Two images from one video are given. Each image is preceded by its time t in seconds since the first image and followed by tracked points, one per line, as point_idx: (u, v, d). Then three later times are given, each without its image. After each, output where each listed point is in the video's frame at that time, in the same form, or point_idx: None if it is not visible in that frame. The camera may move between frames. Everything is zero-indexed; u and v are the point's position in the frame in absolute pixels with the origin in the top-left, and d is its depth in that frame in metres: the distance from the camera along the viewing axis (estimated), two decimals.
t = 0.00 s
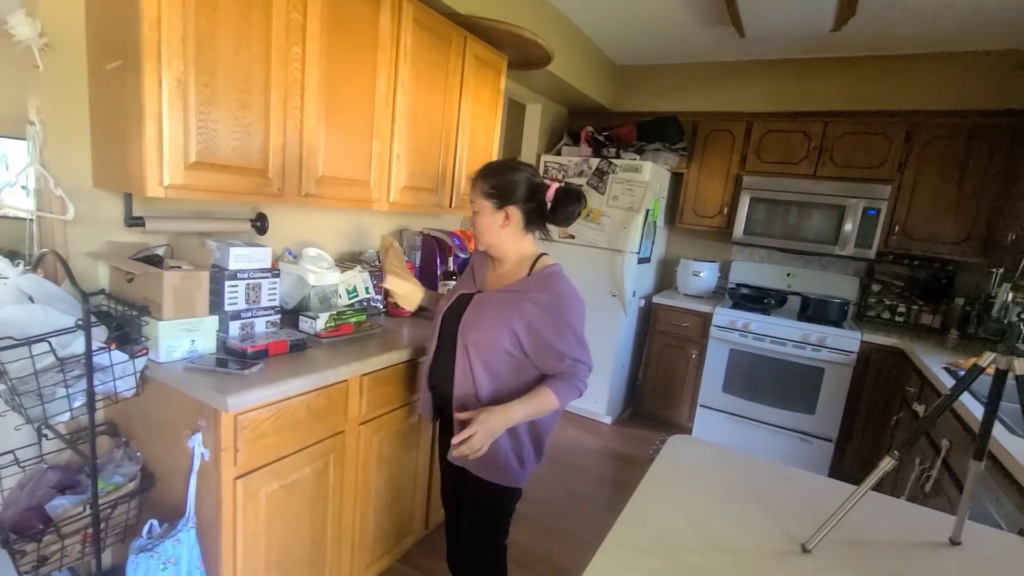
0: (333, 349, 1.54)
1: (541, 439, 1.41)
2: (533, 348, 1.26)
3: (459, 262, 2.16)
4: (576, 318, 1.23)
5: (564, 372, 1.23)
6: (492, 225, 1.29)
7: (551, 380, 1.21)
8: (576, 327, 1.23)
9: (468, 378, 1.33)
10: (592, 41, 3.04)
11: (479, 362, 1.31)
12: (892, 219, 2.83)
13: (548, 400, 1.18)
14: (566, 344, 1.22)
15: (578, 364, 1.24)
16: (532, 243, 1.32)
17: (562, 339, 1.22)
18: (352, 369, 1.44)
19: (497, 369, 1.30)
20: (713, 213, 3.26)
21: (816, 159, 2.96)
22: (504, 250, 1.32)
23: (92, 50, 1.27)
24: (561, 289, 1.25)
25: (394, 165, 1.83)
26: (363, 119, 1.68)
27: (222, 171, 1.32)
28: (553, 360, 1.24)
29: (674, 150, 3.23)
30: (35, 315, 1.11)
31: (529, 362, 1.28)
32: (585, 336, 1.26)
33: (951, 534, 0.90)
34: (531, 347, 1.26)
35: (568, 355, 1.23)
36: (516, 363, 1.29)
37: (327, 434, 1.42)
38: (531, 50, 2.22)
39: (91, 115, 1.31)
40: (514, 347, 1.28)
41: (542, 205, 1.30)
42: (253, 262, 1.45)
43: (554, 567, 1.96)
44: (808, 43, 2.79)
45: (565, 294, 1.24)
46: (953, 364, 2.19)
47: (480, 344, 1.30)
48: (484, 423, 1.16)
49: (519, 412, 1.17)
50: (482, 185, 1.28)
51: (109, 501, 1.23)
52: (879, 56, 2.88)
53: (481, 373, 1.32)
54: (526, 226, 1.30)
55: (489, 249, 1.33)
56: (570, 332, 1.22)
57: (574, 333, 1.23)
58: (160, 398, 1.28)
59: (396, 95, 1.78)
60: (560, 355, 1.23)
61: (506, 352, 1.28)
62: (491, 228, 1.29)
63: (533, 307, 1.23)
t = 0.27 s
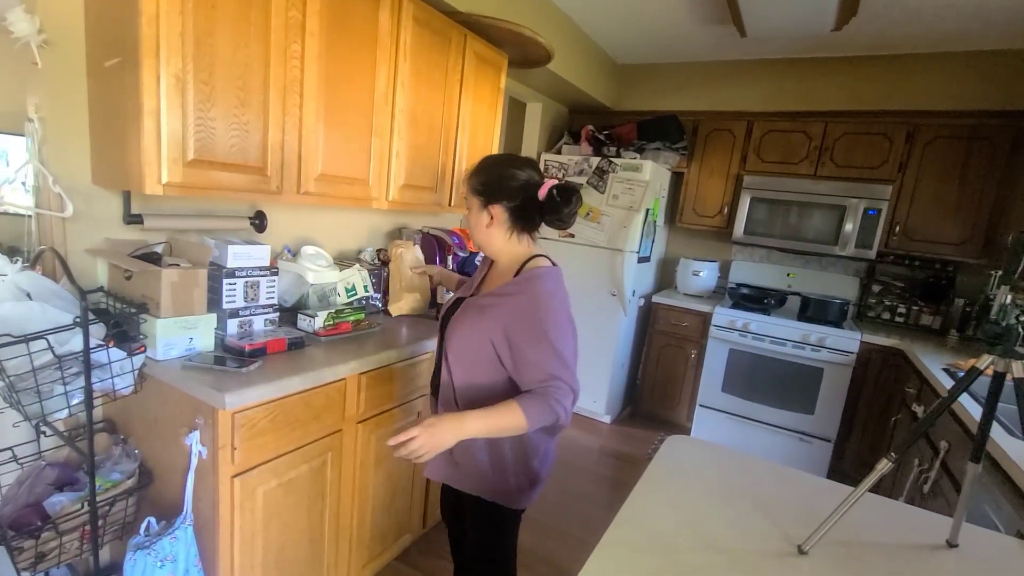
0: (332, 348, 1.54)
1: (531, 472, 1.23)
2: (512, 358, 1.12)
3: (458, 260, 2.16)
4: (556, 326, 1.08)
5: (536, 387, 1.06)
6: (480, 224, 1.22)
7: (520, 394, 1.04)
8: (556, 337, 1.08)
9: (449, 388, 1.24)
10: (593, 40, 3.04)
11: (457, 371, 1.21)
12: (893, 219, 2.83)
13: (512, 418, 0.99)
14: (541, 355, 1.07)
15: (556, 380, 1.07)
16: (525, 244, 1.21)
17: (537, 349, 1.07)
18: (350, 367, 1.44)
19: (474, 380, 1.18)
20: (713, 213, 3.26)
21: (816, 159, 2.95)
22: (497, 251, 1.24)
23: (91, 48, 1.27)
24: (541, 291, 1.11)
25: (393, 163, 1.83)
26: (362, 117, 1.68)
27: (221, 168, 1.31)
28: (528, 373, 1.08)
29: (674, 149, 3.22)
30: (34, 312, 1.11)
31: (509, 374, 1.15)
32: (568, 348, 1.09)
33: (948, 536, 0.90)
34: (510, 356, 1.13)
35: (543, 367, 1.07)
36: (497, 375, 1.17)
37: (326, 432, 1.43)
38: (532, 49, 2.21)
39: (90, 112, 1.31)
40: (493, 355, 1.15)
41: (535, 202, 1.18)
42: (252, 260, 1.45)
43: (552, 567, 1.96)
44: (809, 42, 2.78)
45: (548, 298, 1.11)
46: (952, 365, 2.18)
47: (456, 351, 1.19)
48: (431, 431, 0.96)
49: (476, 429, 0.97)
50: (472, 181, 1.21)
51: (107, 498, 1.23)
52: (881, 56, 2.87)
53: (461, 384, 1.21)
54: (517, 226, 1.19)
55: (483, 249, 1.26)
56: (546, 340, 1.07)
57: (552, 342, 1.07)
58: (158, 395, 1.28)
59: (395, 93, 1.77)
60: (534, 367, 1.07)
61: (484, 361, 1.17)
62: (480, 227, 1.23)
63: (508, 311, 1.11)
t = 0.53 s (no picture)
0: (332, 346, 1.54)
1: (527, 476, 1.21)
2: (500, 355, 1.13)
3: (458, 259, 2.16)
4: (541, 324, 1.08)
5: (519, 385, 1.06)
6: (485, 226, 1.22)
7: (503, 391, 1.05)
8: (542, 335, 1.08)
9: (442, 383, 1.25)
10: (594, 38, 3.03)
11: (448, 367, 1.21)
12: (893, 218, 2.83)
13: (488, 411, 1.01)
14: (525, 353, 1.07)
15: (538, 377, 1.07)
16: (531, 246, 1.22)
17: (521, 346, 1.08)
18: (350, 365, 1.44)
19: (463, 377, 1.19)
20: (714, 211, 3.25)
21: (817, 158, 2.95)
22: (501, 252, 1.24)
23: (90, 44, 1.26)
24: (528, 288, 1.11)
25: (394, 161, 1.83)
26: (362, 115, 1.68)
27: (221, 166, 1.31)
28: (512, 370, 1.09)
29: (676, 148, 3.21)
30: (34, 309, 1.12)
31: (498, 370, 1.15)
32: (553, 346, 1.09)
33: (947, 536, 0.90)
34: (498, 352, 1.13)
35: (526, 364, 1.07)
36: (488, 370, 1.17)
37: (326, 430, 1.43)
38: (532, 47, 2.20)
39: (90, 110, 1.31)
40: (483, 351, 1.16)
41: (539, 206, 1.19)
42: (252, 258, 1.45)
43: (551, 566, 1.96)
44: (810, 41, 2.78)
45: (536, 295, 1.10)
46: (952, 364, 2.18)
47: (446, 347, 1.20)
48: (408, 423, 0.99)
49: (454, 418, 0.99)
50: (476, 184, 1.18)
51: (107, 495, 1.24)
52: (882, 55, 2.87)
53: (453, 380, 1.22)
54: (521, 229, 1.21)
55: (486, 249, 1.25)
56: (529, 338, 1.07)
57: (537, 340, 1.07)
58: (159, 393, 1.29)
59: (396, 91, 1.77)
60: (517, 364, 1.07)
61: (474, 359, 1.17)
62: (485, 229, 1.22)
63: (495, 307, 1.11)
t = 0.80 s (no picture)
0: (335, 345, 1.54)
1: (537, 473, 1.22)
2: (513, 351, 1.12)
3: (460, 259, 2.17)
4: (555, 315, 1.09)
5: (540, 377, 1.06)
6: (509, 227, 1.20)
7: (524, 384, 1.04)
8: (559, 327, 1.08)
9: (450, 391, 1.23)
10: (596, 37, 3.03)
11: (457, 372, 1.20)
12: (895, 218, 2.83)
13: (515, 402, 1.00)
14: (544, 345, 1.07)
15: (559, 369, 1.07)
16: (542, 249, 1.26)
17: (538, 339, 1.07)
18: (354, 365, 1.44)
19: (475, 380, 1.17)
20: (715, 211, 3.25)
21: (818, 158, 2.95)
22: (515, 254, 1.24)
23: (95, 44, 1.27)
24: (538, 282, 1.12)
25: (396, 161, 1.83)
26: (365, 115, 1.68)
27: (225, 166, 1.31)
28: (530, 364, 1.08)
29: (677, 147, 3.22)
30: (39, 309, 1.12)
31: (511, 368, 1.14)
32: (569, 338, 1.09)
33: (951, 535, 0.90)
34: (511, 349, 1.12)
35: (545, 357, 1.07)
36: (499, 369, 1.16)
37: (329, 429, 1.43)
38: (535, 47, 2.20)
39: (94, 109, 1.31)
40: (494, 348, 1.15)
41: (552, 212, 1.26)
42: (255, 257, 1.45)
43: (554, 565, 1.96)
44: (813, 41, 2.78)
45: (548, 288, 1.11)
46: (954, 364, 2.19)
47: (455, 351, 1.19)
48: (434, 409, 0.97)
49: (482, 411, 0.98)
50: (505, 184, 1.16)
51: (112, 494, 1.24)
52: (884, 55, 2.86)
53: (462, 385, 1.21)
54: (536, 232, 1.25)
55: (498, 251, 1.23)
56: (546, 329, 1.07)
57: (554, 333, 1.07)
58: (163, 392, 1.29)
59: (399, 90, 1.77)
60: (534, 357, 1.07)
61: (485, 360, 1.17)
62: (508, 229, 1.20)
63: (505, 303, 1.12)
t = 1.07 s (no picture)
0: (339, 346, 1.55)
1: (541, 479, 1.23)
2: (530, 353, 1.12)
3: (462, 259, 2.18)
4: (570, 316, 1.11)
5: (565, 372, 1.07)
6: (509, 228, 1.20)
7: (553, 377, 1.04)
8: (578, 327, 1.11)
9: (460, 402, 1.22)
10: (597, 38, 3.04)
11: (469, 381, 1.19)
12: (895, 218, 2.84)
13: (551, 392, 0.99)
14: (566, 343, 1.09)
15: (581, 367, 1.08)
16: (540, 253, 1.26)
17: (557, 340, 1.09)
18: (357, 365, 1.45)
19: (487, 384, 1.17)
20: (716, 211, 3.26)
21: (819, 159, 2.96)
22: (513, 257, 1.24)
23: (100, 45, 1.27)
24: (553, 286, 1.15)
25: (399, 162, 1.83)
26: (369, 116, 1.68)
27: (230, 167, 1.32)
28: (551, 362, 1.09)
29: (677, 147, 3.24)
30: (46, 309, 1.13)
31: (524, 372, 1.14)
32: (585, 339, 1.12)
33: (952, 534, 0.91)
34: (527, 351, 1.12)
35: (567, 355, 1.08)
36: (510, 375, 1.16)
37: (333, 429, 1.44)
38: (537, 48, 2.21)
39: (99, 110, 1.31)
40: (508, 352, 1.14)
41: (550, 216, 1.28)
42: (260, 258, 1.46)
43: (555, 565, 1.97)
44: (814, 42, 2.78)
45: (562, 290, 1.15)
46: (954, 364, 2.19)
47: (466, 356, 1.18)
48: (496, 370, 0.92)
49: (521, 395, 0.95)
50: (507, 185, 1.17)
51: (118, 493, 1.25)
52: (885, 56, 2.87)
53: (474, 394, 1.20)
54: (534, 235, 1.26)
55: (496, 253, 1.22)
56: (565, 328, 1.09)
57: (574, 332, 1.10)
58: (168, 392, 1.29)
59: (402, 91, 1.78)
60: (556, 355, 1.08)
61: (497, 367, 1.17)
62: (508, 231, 1.20)
63: (523, 304, 1.13)
